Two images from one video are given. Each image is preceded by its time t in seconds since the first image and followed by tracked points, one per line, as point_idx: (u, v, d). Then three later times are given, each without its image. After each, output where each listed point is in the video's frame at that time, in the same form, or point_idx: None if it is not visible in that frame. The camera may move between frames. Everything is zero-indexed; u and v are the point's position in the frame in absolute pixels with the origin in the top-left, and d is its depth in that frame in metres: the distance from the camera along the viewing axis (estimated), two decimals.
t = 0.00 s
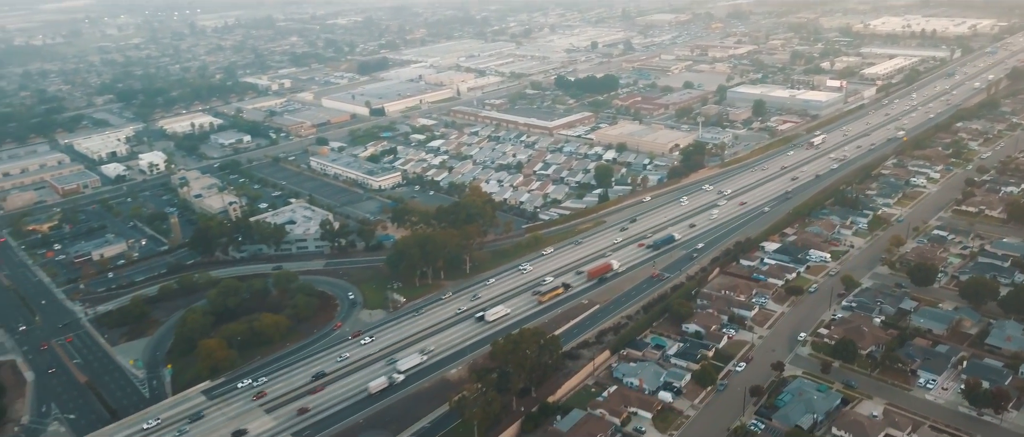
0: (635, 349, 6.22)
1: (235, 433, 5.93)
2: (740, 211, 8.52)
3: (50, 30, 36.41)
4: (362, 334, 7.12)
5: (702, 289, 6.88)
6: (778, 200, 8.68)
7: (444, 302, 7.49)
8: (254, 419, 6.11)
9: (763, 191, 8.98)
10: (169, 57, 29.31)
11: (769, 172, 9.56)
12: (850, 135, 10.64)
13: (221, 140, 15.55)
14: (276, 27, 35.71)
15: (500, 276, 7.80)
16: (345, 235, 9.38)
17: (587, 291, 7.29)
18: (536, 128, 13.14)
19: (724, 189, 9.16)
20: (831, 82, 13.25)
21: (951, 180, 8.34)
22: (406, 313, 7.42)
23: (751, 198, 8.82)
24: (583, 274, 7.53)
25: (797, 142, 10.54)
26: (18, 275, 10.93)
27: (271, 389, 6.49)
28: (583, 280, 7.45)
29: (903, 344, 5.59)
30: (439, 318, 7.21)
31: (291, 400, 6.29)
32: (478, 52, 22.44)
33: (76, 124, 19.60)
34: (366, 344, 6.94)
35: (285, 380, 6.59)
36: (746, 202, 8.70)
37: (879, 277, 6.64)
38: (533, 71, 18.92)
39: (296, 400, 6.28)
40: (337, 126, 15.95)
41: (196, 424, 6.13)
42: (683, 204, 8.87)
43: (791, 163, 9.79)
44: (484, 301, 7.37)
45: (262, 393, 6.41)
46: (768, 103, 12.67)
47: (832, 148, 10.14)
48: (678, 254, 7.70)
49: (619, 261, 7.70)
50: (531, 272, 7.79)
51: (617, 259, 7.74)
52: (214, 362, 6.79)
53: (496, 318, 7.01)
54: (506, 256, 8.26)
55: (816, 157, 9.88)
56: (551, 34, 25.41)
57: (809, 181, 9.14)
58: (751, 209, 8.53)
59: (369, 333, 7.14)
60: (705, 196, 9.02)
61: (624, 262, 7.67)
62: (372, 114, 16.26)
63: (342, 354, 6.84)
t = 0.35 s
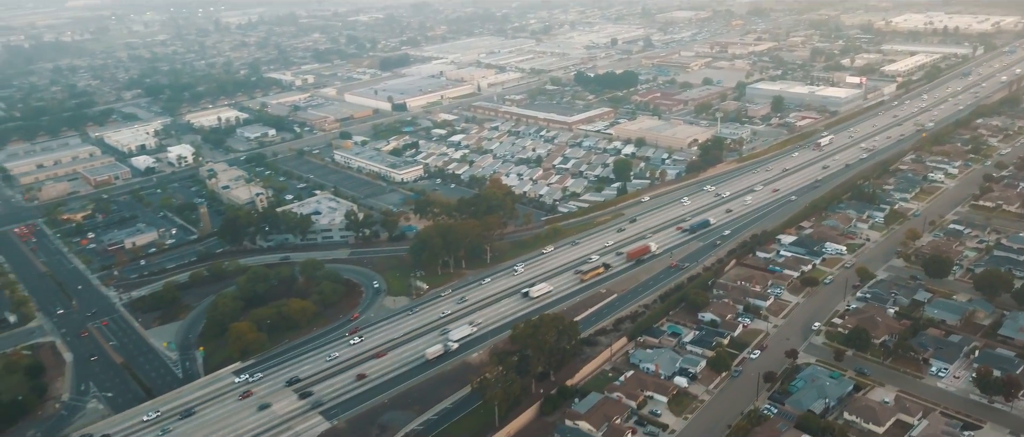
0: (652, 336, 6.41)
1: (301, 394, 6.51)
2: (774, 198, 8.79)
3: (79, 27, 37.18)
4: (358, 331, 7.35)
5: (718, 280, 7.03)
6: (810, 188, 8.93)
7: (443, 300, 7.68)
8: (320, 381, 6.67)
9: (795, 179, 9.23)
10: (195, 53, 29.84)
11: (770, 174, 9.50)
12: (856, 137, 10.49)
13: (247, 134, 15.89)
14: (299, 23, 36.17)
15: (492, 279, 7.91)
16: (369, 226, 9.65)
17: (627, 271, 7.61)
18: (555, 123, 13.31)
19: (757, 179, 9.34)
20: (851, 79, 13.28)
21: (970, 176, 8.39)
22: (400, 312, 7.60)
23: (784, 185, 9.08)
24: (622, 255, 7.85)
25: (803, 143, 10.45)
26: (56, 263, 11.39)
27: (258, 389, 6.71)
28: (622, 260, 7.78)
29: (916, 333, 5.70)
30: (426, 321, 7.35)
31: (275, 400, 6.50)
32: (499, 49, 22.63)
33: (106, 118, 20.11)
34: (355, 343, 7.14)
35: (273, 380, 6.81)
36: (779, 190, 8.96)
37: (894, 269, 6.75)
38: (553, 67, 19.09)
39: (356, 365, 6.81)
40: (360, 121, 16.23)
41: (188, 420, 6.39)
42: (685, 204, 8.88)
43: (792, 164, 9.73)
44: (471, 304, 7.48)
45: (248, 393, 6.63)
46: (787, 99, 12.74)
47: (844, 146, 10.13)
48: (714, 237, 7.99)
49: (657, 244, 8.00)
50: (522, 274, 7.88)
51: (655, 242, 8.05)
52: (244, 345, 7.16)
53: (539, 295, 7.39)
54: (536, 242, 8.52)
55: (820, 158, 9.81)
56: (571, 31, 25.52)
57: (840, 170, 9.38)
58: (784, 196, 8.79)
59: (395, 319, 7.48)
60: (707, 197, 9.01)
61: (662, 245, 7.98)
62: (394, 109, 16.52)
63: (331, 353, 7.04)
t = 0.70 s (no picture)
0: (683, 326, 6.58)
1: (375, 359, 7.05)
2: (823, 186, 8.98)
3: (125, 24, 38.36)
4: (369, 327, 7.63)
5: (750, 272, 7.13)
6: (859, 178, 9.10)
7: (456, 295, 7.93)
8: (391, 348, 7.19)
9: (844, 169, 9.40)
10: (237, 49, 30.60)
11: (787, 177, 9.39)
12: (878, 141, 10.24)
13: (288, 127, 16.33)
14: (337, 20, 36.81)
15: (499, 279, 8.07)
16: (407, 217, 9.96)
17: (682, 253, 7.88)
18: (590, 118, 13.45)
19: (804, 171, 9.47)
20: (889, 76, 13.18)
21: (1009, 173, 8.36)
22: (409, 310, 7.83)
23: (834, 175, 9.26)
24: (676, 239, 8.13)
25: (825, 146, 10.29)
26: (109, 249, 11.94)
27: (259, 385, 6.96)
28: (675, 244, 8.05)
29: (947, 326, 5.77)
30: (426, 322, 7.54)
31: (275, 397, 6.74)
32: (534, 45, 22.81)
33: (152, 112, 20.82)
34: (359, 341, 7.38)
35: (274, 377, 7.05)
36: (829, 179, 9.15)
37: (927, 264, 6.79)
38: (588, 63, 19.21)
39: (424, 335, 7.31)
40: (398, 115, 16.57)
41: (194, 413, 6.67)
42: (701, 204, 8.88)
43: (806, 167, 9.61)
44: (473, 306, 7.66)
45: (249, 389, 6.88)
46: (823, 96, 12.71)
47: (880, 143, 10.13)
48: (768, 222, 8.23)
49: (709, 229, 8.26)
50: (527, 276, 8.02)
51: (707, 227, 8.30)
52: (290, 326, 7.61)
53: (595, 273, 7.71)
54: (576, 230, 8.76)
55: (840, 162, 9.64)
56: (606, 28, 25.57)
57: (888, 161, 9.51)
58: (835, 184, 8.99)
59: (433, 305, 7.83)
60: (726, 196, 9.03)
61: (714, 230, 8.23)
62: (431, 104, 16.83)
63: (335, 350, 7.30)
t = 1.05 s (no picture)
0: (712, 316, 6.74)
1: (440, 331, 7.53)
2: (872, 177, 9.16)
3: (167, 21, 39.44)
4: (378, 323, 7.87)
5: (780, 266, 7.23)
6: (908, 167, 9.25)
7: (468, 290, 8.19)
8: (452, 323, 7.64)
9: (892, 160, 9.55)
10: (275, 46, 31.29)
11: (800, 180, 9.34)
12: (899, 144, 10.08)
13: (327, 121, 16.74)
14: (373, 17, 37.38)
15: (503, 279, 8.24)
16: (443, 208, 10.25)
17: (731, 239, 8.14)
18: (623, 114, 13.56)
19: (854, 162, 9.64)
20: (927, 74, 13.05)
21: None
22: (415, 308, 8.08)
23: (884, 165, 9.43)
24: (726, 225, 8.39)
25: (845, 148, 10.17)
26: (157, 236, 12.44)
27: (258, 382, 7.20)
28: (726, 229, 8.32)
29: (977, 321, 5.84)
30: (423, 322, 7.75)
31: (270, 393, 6.96)
32: (568, 42, 22.95)
33: (196, 106, 21.47)
34: (362, 338, 7.60)
35: (272, 375, 7.28)
36: (878, 169, 9.32)
37: (960, 260, 6.84)
38: (622, 60, 19.29)
39: (484, 310, 7.75)
40: (433, 111, 16.88)
41: (192, 408, 6.94)
42: (717, 205, 8.93)
43: (823, 170, 9.54)
44: (471, 306, 7.85)
45: (248, 385, 7.12)
46: (858, 93, 12.66)
47: (916, 140, 10.13)
48: (819, 210, 8.45)
49: (759, 215, 8.51)
50: (553, 269, 8.25)
51: (758, 213, 8.55)
52: (329, 309, 8.04)
53: (648, 256, 7.99)
54: (610, 222, 9.00)
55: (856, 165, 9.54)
56: (641, 26, 25.57)
57: (936, 152, 9.62)
58: (882, 174, 9.16)
59: (465, 290, 8.20)
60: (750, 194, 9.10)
61: (765, 217, 8.47)
62: (465, 100, 17.10)
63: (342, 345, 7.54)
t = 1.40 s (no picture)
0: (767, 310, 6.84)
1: (526, 307, 7.98)
2: (952, 170, 9.22)
3: (236, 18, 41.03)
4: (410, 317, 8.20)
5: (838, 263, 7.23)
6: (991, 162, 9.30)
7: (499, 288, 8.46)
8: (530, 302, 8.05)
9: (972, 154, 9.60)
10: (339, 42, 32.23)
11: (840, 185, 9.23)
12: (951, 151, 9.83)
13: (389, 116, 17.26)
14: (434, 15, 38.05)
15: (522, 281, 8.49)
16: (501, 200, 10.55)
17: (810, 228, 8.31)
18: (682, 111, 13.58)
19: (937, 155, 9.72)
20: (1001, 74, 12.65)
21: None
22: (447, 302, 8.40)
23: (965, 159, 9.48)
24: (804, 215, 8.55)
25: (894, 153, 9.97)
26: (229, 221, 13.14)
27: (282, 375, 7.57)
28: (803, 219, 8.49)
29: None
30: (441, 323, 7.98)
31: (291, 386, 7.31)
32: (627, 39, 22.95)
33: (265, 99, 22.38)
34: (388, 334, 7.90)
35: (295, 369, 7.64)
36: (959, 163, 9.38)
37: None
38: (681, 58, 19.22)
39: (566, 289, 8.12)
40: (492, 106, 17.21)
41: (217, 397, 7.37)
42: (754, 209, 8.92)
43: (867, 175, 9.38)
44: (492, 307, 8.08)
45: (272, 378, 7.50)
46: (926, 92, 12.37)
47: (985, 140, 9.97)
48: (898, 202, 8.56)
49: (837, 207, 8.65)
50: (614, 260, 8.50)
51: (836, 205, 8.70)
52: (393, 294, 8.45)
53: (727, 243, 8.21)
54: (665, 218, 9.19)
55: (902, 171, 9.35)
56: (701, 23, 25.33)
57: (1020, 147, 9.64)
58: (964, 168, 9.21)
59: (522, 280, 8.51)
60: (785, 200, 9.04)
61: (842, 209, 8.61)
62: (524, 96, 17.37)
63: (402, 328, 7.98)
